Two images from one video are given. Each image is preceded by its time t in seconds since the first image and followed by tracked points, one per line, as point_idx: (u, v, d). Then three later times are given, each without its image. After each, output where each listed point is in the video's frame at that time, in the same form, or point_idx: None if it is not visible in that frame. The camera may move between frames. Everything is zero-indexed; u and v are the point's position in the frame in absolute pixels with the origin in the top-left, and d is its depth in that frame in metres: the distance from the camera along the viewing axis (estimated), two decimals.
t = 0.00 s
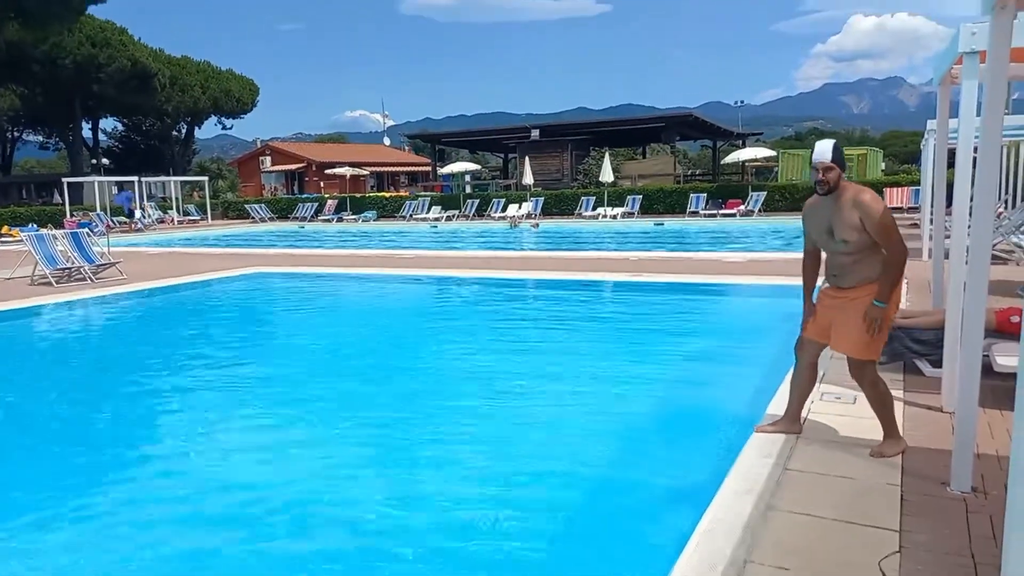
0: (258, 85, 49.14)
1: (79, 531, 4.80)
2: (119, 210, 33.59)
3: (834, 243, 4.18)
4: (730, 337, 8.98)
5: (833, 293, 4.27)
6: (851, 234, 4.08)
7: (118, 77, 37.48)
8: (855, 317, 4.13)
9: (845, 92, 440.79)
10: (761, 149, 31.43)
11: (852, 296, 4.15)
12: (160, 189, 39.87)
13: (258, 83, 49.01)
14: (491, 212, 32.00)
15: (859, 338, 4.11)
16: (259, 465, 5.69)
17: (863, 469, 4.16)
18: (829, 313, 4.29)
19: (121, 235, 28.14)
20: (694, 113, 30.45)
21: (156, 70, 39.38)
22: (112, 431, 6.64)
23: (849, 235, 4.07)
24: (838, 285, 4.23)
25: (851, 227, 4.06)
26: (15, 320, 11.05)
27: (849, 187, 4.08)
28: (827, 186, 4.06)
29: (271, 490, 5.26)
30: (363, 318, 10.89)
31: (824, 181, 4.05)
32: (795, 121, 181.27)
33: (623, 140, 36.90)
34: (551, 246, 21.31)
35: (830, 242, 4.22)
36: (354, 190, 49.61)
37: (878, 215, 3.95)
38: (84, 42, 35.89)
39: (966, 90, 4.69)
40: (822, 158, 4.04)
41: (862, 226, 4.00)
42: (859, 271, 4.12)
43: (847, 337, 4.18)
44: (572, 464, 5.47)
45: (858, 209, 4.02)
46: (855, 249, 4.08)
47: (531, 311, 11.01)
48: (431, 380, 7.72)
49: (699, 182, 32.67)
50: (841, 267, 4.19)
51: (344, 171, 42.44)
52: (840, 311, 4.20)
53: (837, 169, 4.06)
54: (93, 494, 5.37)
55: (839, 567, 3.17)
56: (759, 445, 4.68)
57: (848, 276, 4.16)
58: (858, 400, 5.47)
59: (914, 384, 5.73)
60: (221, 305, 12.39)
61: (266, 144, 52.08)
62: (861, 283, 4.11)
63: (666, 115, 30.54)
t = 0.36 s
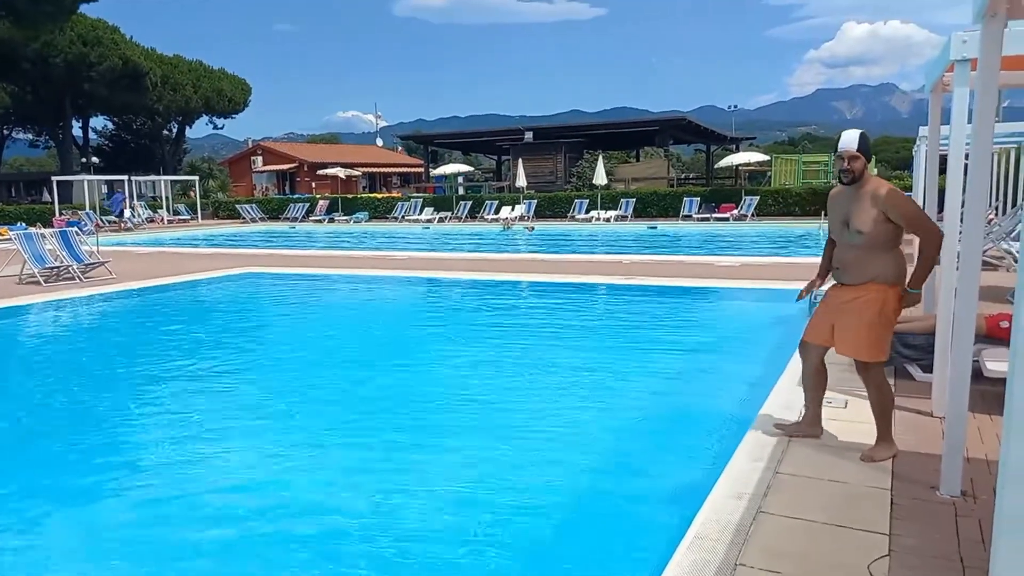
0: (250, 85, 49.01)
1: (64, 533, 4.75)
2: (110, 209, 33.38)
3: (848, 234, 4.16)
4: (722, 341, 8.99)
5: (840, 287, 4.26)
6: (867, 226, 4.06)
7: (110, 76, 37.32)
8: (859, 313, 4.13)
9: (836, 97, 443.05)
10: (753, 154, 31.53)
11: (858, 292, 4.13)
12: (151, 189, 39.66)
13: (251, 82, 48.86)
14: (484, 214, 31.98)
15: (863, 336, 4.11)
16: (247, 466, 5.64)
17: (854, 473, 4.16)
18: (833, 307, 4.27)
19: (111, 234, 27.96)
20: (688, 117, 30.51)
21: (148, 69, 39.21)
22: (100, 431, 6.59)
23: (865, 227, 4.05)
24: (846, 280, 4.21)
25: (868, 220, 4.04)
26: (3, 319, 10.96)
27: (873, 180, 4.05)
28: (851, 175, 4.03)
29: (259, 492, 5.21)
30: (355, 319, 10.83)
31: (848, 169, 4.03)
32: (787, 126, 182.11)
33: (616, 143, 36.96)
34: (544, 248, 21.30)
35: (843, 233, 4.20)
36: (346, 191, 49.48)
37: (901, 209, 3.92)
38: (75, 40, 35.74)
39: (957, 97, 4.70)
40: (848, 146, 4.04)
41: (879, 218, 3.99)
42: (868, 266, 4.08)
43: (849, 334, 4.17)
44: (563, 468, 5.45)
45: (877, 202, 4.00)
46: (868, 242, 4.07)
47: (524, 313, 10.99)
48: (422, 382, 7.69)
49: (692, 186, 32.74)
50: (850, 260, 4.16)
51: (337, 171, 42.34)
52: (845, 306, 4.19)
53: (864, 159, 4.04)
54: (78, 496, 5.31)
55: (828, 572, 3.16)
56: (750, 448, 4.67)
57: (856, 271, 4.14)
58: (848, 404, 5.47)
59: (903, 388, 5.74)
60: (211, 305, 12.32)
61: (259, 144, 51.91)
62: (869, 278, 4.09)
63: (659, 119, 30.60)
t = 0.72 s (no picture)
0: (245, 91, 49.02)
1: (60, 541, 4.73)
2: (104, 216, 33.29)
3: (837, 231, 4.19)
4: (717, 343, 9.01)
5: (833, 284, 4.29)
6: (855, 223, 4.06)
7: (103, 83, 37.27)
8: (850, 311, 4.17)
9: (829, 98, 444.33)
10: (748, 156, 31.58)
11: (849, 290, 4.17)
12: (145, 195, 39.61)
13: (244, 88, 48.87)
14: (480, 218, 31.97)
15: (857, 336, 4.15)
16: (243, 472, 5.62)
17: (850, 473, 4.17)
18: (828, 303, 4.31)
19: (105, 241, 27.89)
20: (682, 120, 30.56)
21: (141, 75, 39.17)
22: (94, 439, 6.56)
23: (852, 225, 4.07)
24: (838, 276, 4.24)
25: (854, 219, 4.05)
26: None
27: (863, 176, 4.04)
28: (839, 172, 4.05)
29: (256, 498, 5.19)
30: (351, 324, 10.81)
31: (838, 165, 4.05)
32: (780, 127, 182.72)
33: (610, 146, 37.01)
34: (539, 252, 21.30)
35: (834, 229, 4.23)
36: (342, 195, 49.44)
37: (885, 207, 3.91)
38: (68, 47, 35.70)
39: (949, 97, 4.73)
40: (837, 143, 4.06)
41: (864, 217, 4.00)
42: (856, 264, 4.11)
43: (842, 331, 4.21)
44: (560, 470, 5.45)
45: (864, 199, 4.00)
46: (856, 241, 4.08)
47: (520, 317, 10.98)
48: (418, 387, 7.68)
49: (687, 188, 32.79)
50: (841, 257, 4.19)
51: (332, 176, 42.33)
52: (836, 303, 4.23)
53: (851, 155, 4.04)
54: (73, 504, 5.28)
55: None
56: (747, 449, 4.68)
57: (847, 268, 4.16)
58: (845, 405, 5.47)
59: (900, 388, 5.75)
60: (207, 311, 12.29)
61: (253, 150, 51.85)
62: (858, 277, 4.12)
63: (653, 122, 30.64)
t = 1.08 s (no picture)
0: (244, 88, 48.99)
1: (61, 538, 4.74)
2: (104, 213, 33.30)
3: (839, 226, 4.19)
4: (717, 339, 9.03)
5: (833, 282, 4.27)
6: (858, 217, 4.08)
7: (102, 80, 37.21)
8: (855, 305, 4.13)
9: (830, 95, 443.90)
10: (748, 153, 31.57)
11: (852, 285, 4.13)
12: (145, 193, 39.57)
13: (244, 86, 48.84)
14: (479, 215, 31.98)
15: (862, 332, 4.12)
16: (244, 469, 5.63)
17: (850, 469, 4.17)
18: (831, 301, 4.28)
19: (105, 239, 27.87)
20: (682, 117, 30.55)
21: (140, 74, 39.12)
22: (97, 436, 6.57)
23: (855, 219, 4.08)
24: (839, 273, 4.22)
25: (858, 212, 4.07)
26: None
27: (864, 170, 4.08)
28: (841, 167, 4.08)
29: (255, 496, 5.19)
30: (350, 321, 10.82)
31: (840, 160, 4.08)
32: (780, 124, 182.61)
33: (611, 143, 37.00)
34: (539, 249, 21.30)
35: (836, 225, 4.23)
36: (341, 193, 49.42)
37: (891, 197, 3.93)
38: (67, 45, 35.53)
39: (949, 94, 4.72)
40: (839, 138, 4.09)
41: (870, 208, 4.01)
42: (862, 258, 4.08)
43: (849, 327, 4.18)
44: (560, 467, 5.46)
45: (867, 192, 4.02)
46: (860, 234, 4.08)
47: (521, 314, 10.99)
48: (418, 384, 7.68)
49: (687, 185, 32.81)
50: (842, 253, 4.16)
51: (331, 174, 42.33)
52: (841, 300, 4.20)
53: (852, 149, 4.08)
54: (73, 501, 5.29)
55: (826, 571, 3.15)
56: (747, 446, 4.68)
57: (850, 264, 4.13)
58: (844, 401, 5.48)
59: (900, 384, 5.76)
60: (207, 309, 12.30)
61: (253, 147, 51.84)
62: (863, 271, 4.09)
63: (653, 119, 30.63)
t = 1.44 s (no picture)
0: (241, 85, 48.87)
1: (54, 533, 4.73)
2: (98, 209, 33.18)
3: (844, 225, 4.17)
4: (712, 338, 9.06)
5: (834, 281, 4.27)
6: (865, 218, 4.05)
7: (98, 75, 37.06)
8: (852, 306, 4.15)
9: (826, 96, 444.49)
10: (744, 152, 31.58)
11: (853, 286, 4.13)
12: (140, 188, 39.44)
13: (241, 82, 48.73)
14: (475, 213, 31.95)
15: (859, 333, 4.14)
16: (236, 466, 5.62)
17: (843, 469, 4.18)
18: (827, 299, 4.29)
19: (99, 235, 27.80)
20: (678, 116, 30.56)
21: (136, 69, 38.97)
22: (91, 432, 6.56)
23: (861, 219, 4.05)
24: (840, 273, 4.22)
25: (864, 212, 4.05)
26: None
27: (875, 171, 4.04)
28: (852, 165, 4.04)
29: (248, 492, 5.18)
30: (344, 318, 10.81)
31: (850, 160, 4.03)
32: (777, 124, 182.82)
33: (607, 142, 37.01)
34: (534, 247, 21.28)
35: (841, 223, 4.21)
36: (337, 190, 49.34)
37: (899, 200, 3.90)
38: (63, 39, 35.51)
39: (946, 95, 4.72)
40: (851, 137, 4.05)
41: (874, 209, 3.99)
42: (862, 258, 4.08)
43: (842, 328, 4.20)
44: (553, 465, 5.46)
45: (876, 192, 3.99)
46: (863, 234, 4.07)
47: (516, 312, 10.99)
48: (413, 381, 7.67)
49: (683, 184, 32.84)
50: (845, 253, 4.16)
51: (327, 171, 42.25)
52: (835, 297, 4.24)
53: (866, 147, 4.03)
54: (67, 496, 5.30)
55: (818, 569, 3.16)
56: (740, 445, 4.69)
57: (850, 264, 4.13)
58: (838, 401, 5.49)
59: (894, 384, 5.77)
60: (201, 305, 12.27)
61: (249, 143, 51.74)
62: (861, 272, 4.10)
63: (650, 118, 30.64)
